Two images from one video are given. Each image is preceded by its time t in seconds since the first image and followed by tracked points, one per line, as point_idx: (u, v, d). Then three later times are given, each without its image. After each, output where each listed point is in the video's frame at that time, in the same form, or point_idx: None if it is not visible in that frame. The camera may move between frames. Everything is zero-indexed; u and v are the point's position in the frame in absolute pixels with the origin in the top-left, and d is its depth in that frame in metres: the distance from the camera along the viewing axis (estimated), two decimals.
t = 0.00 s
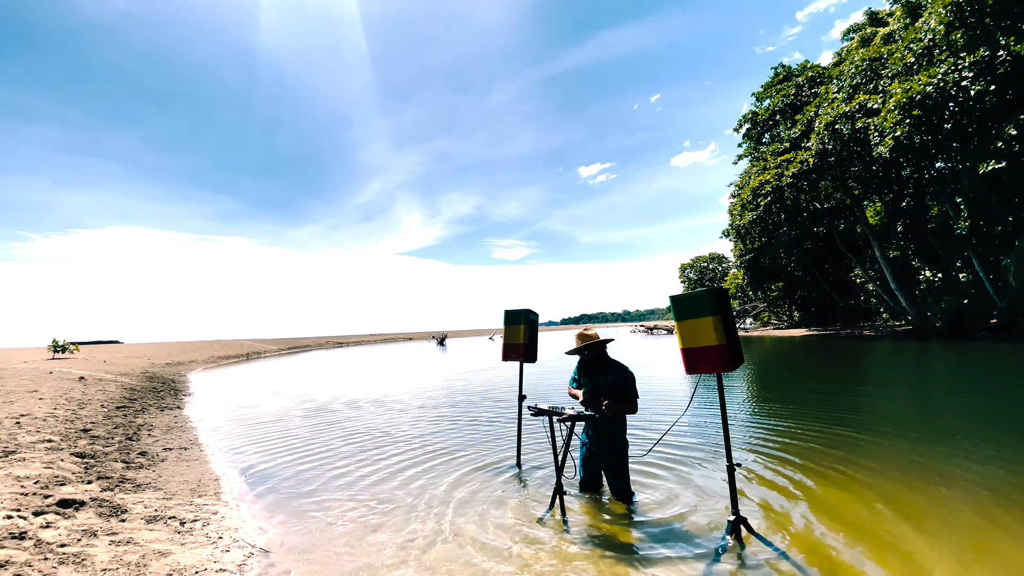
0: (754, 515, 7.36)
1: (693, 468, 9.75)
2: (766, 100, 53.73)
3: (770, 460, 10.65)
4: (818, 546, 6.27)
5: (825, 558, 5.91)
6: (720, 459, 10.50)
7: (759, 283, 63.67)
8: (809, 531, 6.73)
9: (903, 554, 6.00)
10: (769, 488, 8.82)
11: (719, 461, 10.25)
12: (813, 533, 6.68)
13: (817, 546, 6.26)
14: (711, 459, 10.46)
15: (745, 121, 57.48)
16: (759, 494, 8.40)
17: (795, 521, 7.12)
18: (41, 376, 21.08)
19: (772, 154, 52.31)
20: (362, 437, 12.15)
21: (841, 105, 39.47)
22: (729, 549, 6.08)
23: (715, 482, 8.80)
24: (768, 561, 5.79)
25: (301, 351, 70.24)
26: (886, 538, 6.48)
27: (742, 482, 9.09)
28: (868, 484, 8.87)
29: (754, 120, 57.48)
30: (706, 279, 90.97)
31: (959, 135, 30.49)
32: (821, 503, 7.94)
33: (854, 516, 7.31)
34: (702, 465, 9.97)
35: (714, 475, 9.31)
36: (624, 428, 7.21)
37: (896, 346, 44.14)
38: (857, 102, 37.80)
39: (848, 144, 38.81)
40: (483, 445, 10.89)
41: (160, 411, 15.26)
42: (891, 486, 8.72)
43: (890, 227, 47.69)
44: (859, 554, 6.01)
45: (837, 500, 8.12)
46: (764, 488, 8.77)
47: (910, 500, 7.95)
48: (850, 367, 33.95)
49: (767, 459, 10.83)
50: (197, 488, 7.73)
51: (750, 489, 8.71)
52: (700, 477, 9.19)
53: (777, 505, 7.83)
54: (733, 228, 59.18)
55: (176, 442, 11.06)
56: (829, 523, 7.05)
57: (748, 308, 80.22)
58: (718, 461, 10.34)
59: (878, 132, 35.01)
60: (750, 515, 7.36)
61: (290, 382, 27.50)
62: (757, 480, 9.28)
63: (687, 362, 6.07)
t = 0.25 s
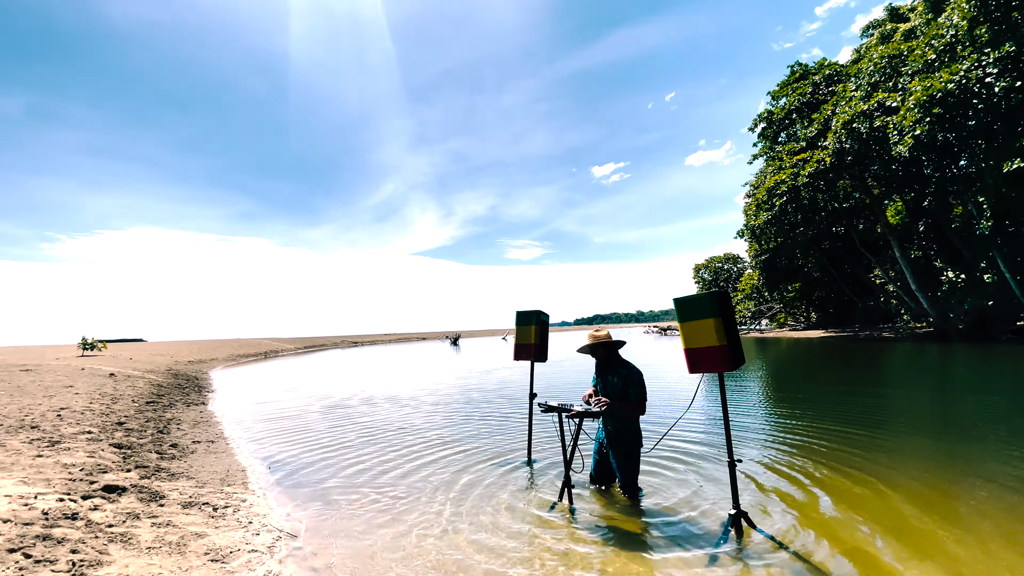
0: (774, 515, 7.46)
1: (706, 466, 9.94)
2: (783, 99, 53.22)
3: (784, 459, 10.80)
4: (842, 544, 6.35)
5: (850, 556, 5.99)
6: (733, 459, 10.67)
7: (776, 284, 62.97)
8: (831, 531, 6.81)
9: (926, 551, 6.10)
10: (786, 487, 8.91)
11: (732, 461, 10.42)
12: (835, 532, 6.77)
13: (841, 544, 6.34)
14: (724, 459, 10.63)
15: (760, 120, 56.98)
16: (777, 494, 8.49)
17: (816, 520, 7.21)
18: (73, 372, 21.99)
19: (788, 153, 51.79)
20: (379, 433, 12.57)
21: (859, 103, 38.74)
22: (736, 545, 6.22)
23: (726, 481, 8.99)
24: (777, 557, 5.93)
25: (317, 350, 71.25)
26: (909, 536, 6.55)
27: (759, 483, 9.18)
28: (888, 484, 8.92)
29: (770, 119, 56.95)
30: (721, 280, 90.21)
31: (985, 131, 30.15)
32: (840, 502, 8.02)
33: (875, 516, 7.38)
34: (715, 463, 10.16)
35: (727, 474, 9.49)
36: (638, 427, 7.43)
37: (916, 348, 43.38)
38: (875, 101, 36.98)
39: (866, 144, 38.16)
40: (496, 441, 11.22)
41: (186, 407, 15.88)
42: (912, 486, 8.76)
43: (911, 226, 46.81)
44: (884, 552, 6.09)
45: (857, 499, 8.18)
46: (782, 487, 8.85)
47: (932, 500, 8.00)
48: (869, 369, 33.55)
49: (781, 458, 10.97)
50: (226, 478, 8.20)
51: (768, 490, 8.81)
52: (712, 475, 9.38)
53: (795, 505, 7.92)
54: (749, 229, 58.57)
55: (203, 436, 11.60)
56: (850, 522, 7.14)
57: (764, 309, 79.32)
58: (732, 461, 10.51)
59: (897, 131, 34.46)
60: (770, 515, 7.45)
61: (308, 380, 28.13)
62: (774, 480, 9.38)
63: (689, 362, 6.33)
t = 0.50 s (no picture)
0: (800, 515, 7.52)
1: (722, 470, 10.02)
2: (798, 100, 52.74)
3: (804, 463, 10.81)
4: (872, 545, 6.42)
5: (883, 556, 6.06)
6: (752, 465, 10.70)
7: (792, 286, 62.27)
8: (860, 531, 6.88)
9: (958, 549, 6.19)
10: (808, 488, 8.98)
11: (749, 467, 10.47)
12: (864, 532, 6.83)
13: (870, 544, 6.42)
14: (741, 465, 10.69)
15: (776, 121, 56.55)
16: (793, 496, 8.57)
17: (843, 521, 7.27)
18: (102, 371, 22.85)
19: (804, 155, 51.28)
20: (395, 431, 12.99)
21: (877, 105, 38.31)
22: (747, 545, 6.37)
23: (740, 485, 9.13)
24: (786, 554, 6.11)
25: (333, 350, 72.29)
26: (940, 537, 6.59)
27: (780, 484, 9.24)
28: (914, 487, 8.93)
29: (786, 120, 56.51)
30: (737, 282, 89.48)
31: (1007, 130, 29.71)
32: (864, 503, 8.07)
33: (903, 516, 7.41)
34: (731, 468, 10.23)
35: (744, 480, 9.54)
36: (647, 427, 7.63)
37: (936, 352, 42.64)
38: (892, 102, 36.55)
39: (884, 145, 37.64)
40: (508, 441, 11.54)
41: (211, 405, 16.50)
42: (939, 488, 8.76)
43: (932, 227, 45.78)
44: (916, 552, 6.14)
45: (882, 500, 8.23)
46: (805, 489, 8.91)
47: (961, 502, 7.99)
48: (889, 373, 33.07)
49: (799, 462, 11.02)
50: (252, 472, 8.66)
51: (784, 491, 8.88)
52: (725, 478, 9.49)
53: (818, 506, 7.98)
54: (764, 231, 58.08)
55: (229, 433, 12.13)
56: (877, 522, 7.19)
57: (781, 311, 78.36)
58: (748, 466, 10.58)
59: (915, 132, 33.99)
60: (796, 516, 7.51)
61: (325, 380, 28.77)
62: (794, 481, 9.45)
63: (694, 365, 6.57)
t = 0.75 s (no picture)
0: (827, 518, 7.60)
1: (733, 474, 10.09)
2: (812, 103, 52.39)
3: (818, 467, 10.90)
4: (905, 546, 6.53)
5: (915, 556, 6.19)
6: (764, 469, 10.78)
7: (807, 290, 61.59)
8: (873, 532, 6.99)
9: (972, 552, 6.29)
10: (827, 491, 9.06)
11: (762, 471, 10.54)
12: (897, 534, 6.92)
13: (905, 546, 6.52)
14: (753, 469, 10.75)
15: (789, 124, 56.24)
16: (805, 498, 8.67)
17: (869, 523, 7.39)
18: (125, 372, 23.62)
19: (818, 158, 50.88)
20: (408, 432, 13.35)
21: (892, 107, 38.05)
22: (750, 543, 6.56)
23: (753, 489, 9.22)
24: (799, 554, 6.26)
25: (347, 352, 73.17)
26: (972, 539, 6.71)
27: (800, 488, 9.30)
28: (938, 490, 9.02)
29: (800, 123, 56.18)
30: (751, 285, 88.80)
31: None
32: (882, 505, 8.19)
33: (929, 519, 7.52)
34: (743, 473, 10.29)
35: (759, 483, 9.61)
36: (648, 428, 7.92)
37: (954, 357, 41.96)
38: (907, 104, 36.36)
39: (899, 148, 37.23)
40: (518, 442, 11.82)
41: (230, 406, 17.04)
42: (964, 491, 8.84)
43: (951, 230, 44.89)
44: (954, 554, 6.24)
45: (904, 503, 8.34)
46: (827, 493, 8.95)
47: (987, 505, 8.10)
48: (906, 378, 32.68)
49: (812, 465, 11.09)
50: (273, 469, 9.06)
51: (796, 494, 8.98)
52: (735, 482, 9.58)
53: (835, 509, 8.07)
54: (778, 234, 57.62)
55: (249, 433, 12.58)
56: (895, 525, 7.30)
57: (796, 315, 77.49)
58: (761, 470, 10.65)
59: (931, 135, 33.68)
60: (824, 519, 7.57)
61: (340, 381, 29.31)
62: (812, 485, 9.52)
63: (697, 370, 6.80)
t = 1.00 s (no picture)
0: (849, 523, 7.71)
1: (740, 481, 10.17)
2: (822, 106, 52.13)
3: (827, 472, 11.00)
4: (929, 550, 6.68)
5: (934, 560, 6.33)
6: (771, 473, 10.86)
7: (819, 293, 61.04)
8: (882, 538, 7.07)
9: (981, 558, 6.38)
10: (842, 496, 9.18)
11: (769, 475, 10.63)
12: (921, 539, 7.05)
13: (931, 551, 6.65)
14: (761, 474, 10.82)
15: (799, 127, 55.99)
16: (813, 503, 8.77)
17: (882, 528, 7.52)
18: (143, 374, 24.25)
19: (829, 161, 50.58)
20: (418, 433, 13.69)
21: (904, 110, 38.00)
22: (750, 545, 6.76)
23: (764, 493, 9.32)
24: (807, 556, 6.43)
25: (357, 355, 73.83)
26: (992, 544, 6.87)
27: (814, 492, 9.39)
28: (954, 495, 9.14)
29: (810, 126, 55.93)
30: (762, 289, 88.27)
31: None
32: (888, 510, 8.29)
33: (947, 524, 7.66)
34: (751, 478, 10.37)
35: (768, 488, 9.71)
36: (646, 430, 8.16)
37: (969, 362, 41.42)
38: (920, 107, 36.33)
39: (910, 152, 36.88)
40: (524, 444, 12.12)
41: (246, 407, 17.49)
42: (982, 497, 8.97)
43: (966, 234, 44.19)
44: (978, 557, 6.42)
45: (917, 508, 8.47)
46: (843, 497, 9.05)
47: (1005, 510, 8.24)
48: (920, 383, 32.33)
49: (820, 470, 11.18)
50: (289, 469, 9.45)
51: (803, 498, 9.07)
52: (741, 488, 9.68)
53: (843, 514, 8.15)
54: (789, 238, 57.24)
55: (265, 433, 13.00)
56: (902, 530, 7.37)
57: (808, 319, 76.76)
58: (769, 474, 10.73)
59: (943, 139, 33.46)
60: (846, 524, 7.67)
61: (351, 384, 29.73)
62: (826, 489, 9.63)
63: (695, 376, 7.02)
